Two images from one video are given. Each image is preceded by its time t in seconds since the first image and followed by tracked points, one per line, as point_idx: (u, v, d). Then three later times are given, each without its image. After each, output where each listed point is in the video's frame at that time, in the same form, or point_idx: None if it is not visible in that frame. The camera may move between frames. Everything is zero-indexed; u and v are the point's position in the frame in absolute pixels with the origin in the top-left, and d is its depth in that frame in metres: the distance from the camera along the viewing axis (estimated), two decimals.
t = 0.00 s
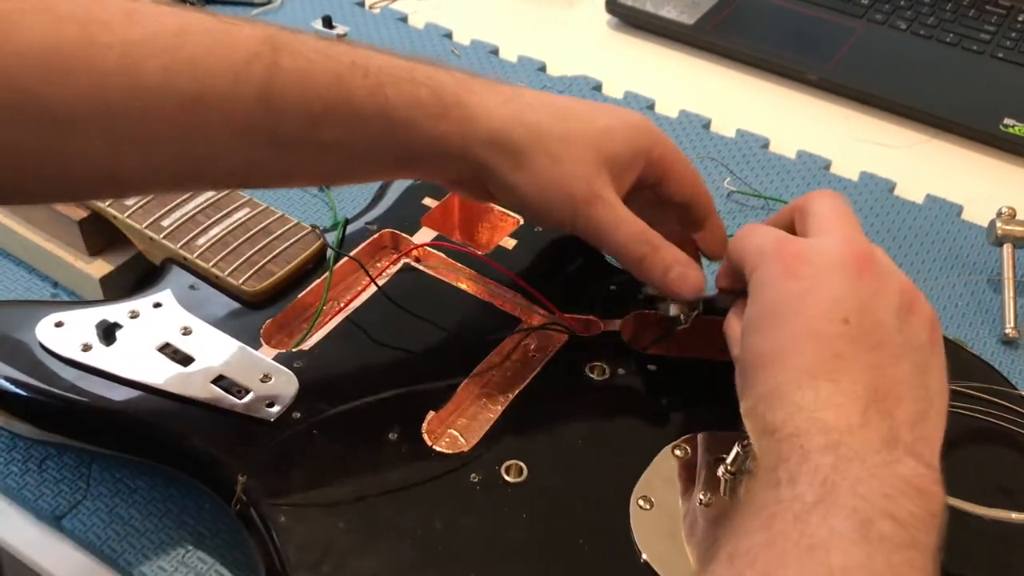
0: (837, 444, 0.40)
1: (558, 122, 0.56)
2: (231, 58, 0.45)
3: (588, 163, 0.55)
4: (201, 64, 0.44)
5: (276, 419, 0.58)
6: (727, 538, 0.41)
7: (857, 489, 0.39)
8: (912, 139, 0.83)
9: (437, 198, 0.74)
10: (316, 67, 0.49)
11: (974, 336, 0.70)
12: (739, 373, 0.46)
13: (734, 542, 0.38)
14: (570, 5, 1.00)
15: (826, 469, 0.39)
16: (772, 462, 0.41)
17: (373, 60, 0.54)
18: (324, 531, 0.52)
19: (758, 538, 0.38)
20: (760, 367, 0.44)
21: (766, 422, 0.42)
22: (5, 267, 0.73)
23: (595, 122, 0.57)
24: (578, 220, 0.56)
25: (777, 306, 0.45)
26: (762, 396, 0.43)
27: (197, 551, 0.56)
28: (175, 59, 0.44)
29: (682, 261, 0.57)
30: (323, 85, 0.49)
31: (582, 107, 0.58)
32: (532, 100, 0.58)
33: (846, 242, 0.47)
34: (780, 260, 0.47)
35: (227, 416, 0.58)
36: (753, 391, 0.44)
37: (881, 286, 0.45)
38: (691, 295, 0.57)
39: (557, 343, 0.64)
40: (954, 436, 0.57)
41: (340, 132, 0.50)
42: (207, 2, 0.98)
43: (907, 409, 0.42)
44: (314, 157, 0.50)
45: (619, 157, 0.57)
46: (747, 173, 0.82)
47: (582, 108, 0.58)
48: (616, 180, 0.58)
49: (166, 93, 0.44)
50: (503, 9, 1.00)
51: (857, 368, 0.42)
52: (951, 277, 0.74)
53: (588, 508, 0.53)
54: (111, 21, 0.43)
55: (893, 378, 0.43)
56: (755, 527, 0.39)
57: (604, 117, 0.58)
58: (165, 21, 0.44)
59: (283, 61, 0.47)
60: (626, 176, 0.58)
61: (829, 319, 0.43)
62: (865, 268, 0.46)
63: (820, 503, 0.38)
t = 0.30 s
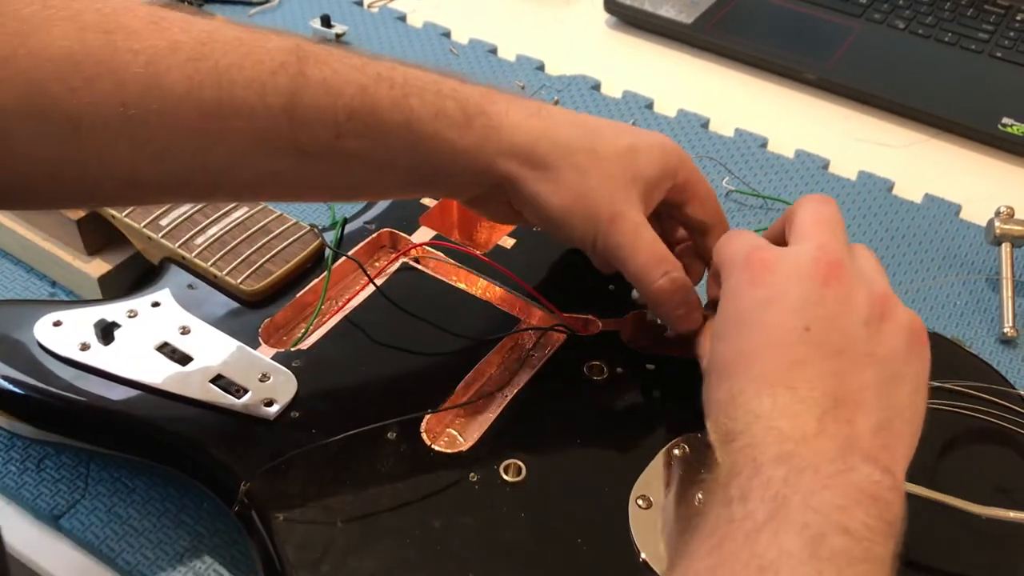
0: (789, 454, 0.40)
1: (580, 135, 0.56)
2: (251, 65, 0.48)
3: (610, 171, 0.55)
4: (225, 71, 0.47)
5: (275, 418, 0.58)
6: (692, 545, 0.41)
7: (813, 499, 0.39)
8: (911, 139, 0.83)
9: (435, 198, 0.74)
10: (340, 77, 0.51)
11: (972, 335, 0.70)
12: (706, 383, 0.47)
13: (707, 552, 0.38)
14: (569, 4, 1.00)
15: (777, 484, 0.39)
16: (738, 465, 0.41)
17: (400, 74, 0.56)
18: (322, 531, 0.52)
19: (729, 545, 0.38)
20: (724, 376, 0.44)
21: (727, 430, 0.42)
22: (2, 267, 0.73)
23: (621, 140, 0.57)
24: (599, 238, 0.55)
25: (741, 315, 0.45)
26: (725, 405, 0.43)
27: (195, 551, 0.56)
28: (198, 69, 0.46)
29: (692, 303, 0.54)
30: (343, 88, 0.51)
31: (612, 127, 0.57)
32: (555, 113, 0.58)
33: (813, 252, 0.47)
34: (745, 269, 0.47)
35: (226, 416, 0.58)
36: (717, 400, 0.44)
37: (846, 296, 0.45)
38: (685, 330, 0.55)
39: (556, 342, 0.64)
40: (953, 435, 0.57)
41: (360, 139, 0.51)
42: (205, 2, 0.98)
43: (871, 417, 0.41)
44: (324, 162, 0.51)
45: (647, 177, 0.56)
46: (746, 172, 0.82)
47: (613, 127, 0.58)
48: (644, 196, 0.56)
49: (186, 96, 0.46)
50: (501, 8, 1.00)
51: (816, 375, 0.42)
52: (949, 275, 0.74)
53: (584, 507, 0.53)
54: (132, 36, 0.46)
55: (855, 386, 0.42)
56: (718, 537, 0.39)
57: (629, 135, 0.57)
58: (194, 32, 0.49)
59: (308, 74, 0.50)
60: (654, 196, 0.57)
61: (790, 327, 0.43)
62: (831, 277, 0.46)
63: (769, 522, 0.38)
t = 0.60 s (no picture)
0: (728, 482, 0.40)
1: (592, 145, 0.56)
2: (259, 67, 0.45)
3: (618, 190, 0.55)
4: (235, 73, 0.44)
5: (274, 418, 0.58)
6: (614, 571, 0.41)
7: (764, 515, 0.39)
8: (911, 139, 0.83)
9: (435, 197, 0.74)
10: (351, 81, 0.49)
11: (971, 335, 0.70)
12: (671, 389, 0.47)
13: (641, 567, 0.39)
14: (569, 4, 1.00)
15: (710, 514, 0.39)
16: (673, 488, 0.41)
17: (413, 71, 0.54)
18: (322, 530, 0.52)
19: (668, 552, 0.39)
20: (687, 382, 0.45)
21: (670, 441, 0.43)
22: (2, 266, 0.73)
23: (631, 156, 0.56)
24: (593, 255, 0.56)
25: (718, 329, 0.46)
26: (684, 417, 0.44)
27: (195, 551, 0.56)
28: (206, 73, 0.43)
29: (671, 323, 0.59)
30: (350, 92, 0.48)
31: (624, 142, 0.57)
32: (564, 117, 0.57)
33: (805, 280, 0.47)
34: (732, 289, 0.48)
35: (225, 416, 0.58)
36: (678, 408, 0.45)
37: (831, 332, 0.45)
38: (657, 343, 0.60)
39: (555, 342, 0.64)
40: (953, 434, 0.57)
41: (368, 141, 0.49)
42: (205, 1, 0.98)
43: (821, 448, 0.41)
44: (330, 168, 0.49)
45: (652, 197, 0.57)
46: (745, 172, 0.82)
47: (627, 142, 0.57)
48: (648, 215, 0.57)
49: (196, 99, 0.43)
50: (501, 8, 1.00)
51: (774, 402, 0.42)
52: (948, 275, 0.74)
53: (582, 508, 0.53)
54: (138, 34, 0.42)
55: (812, 420, 0.42)
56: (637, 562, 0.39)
57: (640, 152, 0.57)
58: (206, 32, 0.45)
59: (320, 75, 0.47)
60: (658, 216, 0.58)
61: (760, 349, 0.44)
62: (817, 308, 0.45)
63: (700, 555, 0.38)
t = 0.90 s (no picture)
0: (731, 470, 0.39)
1: (598, 126, 0.56)
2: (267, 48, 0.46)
3: (621, 174, 0.56)
4: (245, 56, 0.45)
5: (274, 418, 0.58)
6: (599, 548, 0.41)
7: (763, 508, 0.38)
8: (910, 139, 0.83)
9: (435, 197, 0.74)
10: (360, 58, 0.49)
11: (970, 335, 0.70)
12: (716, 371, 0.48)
13: (626, 549, 0.39)
14: (569, 4, 1.00)
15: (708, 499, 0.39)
16: (678, 467, 0.41)
17: (419, 48, 0.54)
18: (321, 530, 0.52)
19: (658, 540, 0.38)
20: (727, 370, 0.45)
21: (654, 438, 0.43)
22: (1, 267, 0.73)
23: (633, 141, 0.57)
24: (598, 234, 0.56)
25: (781, 328, 0.46)
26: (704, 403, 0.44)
27: (194, 550, 0.56)
28: (216, 56, 0.44)
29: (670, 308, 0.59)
30: (363, 70, 0.49)
31: (628, 128, 0.58)
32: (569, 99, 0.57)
33: (880, 309, 0.46)
34: (806, 300, 0.48)
35: (225, 416, 0.58)
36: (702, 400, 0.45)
37: (892, 363, 0.44)
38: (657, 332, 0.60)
39: (554, 342, 0.64)
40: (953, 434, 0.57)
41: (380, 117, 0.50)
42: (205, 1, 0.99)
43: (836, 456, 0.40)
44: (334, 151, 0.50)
45: (653, 178, 0.57)
46: (745, 172, 0.82)
47: (631, 128, 0.58)
48: (649, 197, 0.57)
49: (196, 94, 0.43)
50: (501, 8, 1.00)
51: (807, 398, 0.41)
52: (947, 274, 0.74)
53: (581, 507, 0.53)
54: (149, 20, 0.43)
55: (842, 432, 0.41)
56: (631, 541, 0.39)
57: (642, 138, 0.58)
58: (215, 16, 0.45)
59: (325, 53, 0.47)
60: (657, 198, 0.58)
61: (817, 352, 0.44)
62: (881, 337, 0.45)
63: (691, 544, 0.38)
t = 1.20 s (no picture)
0: (839, 396, 0.40)
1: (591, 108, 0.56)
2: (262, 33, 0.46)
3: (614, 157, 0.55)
4: (239, 39, 0.45)
5: (274, 418, 0.58)
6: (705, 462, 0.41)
7: (868, 433, 0.39)
8: (910, 139, 0.83)
9: (435, 197, 0.74)
10: (354, 41, 0.50)
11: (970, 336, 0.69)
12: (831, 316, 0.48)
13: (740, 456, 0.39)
14: (568, 4, 1.00)
15: (819, 420, 0.39)
16: (788, 390, 0.42)
17: (414, 32, 0.54)
18: (322, 530, 0.52)
19: (772, 450, 0.39)
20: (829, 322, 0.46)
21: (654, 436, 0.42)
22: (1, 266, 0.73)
23: (627, 126, 0.56)
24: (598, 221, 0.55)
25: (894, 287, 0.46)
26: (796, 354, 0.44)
27: (195, 550, 0.56)
28: (210, 42, 0.45)
29: (664, 296, 0.58)
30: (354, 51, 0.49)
31: (621, 114, 0.57)
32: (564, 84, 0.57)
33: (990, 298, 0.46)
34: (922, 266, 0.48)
35: (225, 416, 0.58)
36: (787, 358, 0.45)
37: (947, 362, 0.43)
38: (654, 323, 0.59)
39: (554, 342, 0.64)
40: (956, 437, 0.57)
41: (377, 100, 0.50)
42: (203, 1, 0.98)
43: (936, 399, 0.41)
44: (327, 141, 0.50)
45: (645, 166, 0.56)
46: (744, 172, 0.82)
47: (626, 115, 0.57)
48: (642, 183, 0.57)
49: (190, 78, 0.44)
50: (501, 8, 1.00)
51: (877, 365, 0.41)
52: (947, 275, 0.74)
53: (582, 506, 0.53)
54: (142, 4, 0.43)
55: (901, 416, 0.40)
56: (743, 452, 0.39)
57: (637, 125, 0.57)
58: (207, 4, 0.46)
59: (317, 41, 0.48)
60: (650, 186, 0.57)
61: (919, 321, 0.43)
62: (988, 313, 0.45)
63: (805, 456, 0.38)
